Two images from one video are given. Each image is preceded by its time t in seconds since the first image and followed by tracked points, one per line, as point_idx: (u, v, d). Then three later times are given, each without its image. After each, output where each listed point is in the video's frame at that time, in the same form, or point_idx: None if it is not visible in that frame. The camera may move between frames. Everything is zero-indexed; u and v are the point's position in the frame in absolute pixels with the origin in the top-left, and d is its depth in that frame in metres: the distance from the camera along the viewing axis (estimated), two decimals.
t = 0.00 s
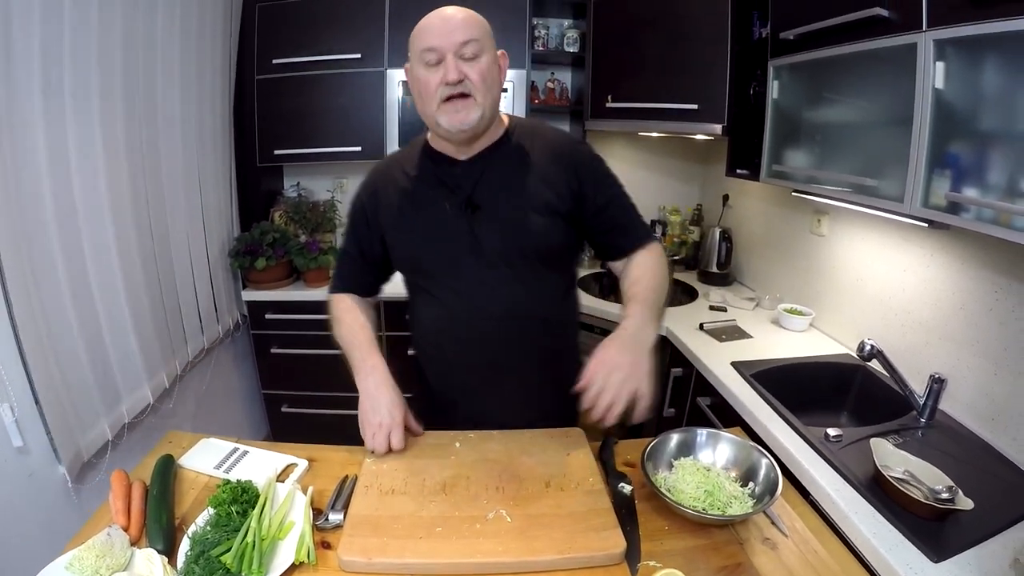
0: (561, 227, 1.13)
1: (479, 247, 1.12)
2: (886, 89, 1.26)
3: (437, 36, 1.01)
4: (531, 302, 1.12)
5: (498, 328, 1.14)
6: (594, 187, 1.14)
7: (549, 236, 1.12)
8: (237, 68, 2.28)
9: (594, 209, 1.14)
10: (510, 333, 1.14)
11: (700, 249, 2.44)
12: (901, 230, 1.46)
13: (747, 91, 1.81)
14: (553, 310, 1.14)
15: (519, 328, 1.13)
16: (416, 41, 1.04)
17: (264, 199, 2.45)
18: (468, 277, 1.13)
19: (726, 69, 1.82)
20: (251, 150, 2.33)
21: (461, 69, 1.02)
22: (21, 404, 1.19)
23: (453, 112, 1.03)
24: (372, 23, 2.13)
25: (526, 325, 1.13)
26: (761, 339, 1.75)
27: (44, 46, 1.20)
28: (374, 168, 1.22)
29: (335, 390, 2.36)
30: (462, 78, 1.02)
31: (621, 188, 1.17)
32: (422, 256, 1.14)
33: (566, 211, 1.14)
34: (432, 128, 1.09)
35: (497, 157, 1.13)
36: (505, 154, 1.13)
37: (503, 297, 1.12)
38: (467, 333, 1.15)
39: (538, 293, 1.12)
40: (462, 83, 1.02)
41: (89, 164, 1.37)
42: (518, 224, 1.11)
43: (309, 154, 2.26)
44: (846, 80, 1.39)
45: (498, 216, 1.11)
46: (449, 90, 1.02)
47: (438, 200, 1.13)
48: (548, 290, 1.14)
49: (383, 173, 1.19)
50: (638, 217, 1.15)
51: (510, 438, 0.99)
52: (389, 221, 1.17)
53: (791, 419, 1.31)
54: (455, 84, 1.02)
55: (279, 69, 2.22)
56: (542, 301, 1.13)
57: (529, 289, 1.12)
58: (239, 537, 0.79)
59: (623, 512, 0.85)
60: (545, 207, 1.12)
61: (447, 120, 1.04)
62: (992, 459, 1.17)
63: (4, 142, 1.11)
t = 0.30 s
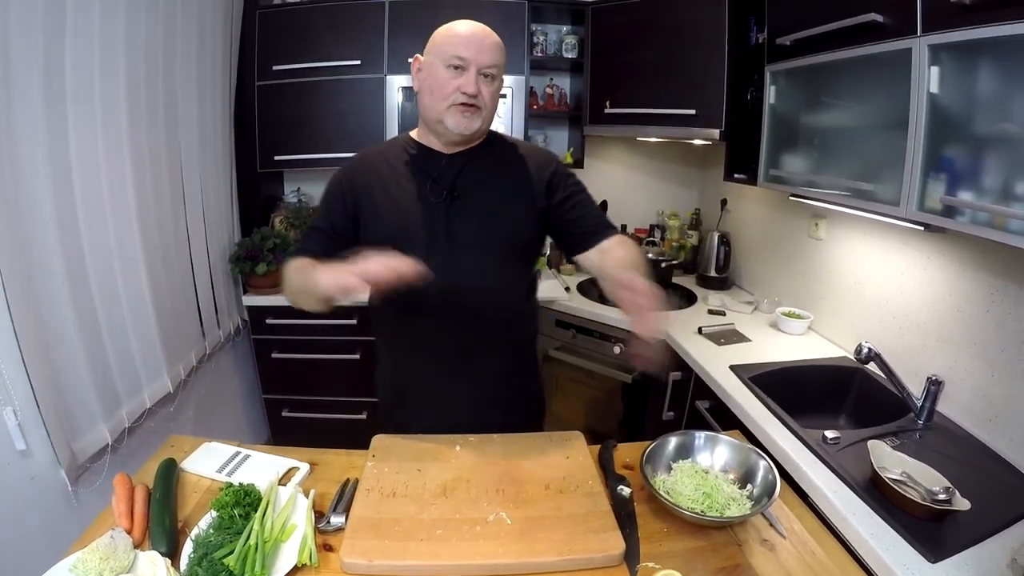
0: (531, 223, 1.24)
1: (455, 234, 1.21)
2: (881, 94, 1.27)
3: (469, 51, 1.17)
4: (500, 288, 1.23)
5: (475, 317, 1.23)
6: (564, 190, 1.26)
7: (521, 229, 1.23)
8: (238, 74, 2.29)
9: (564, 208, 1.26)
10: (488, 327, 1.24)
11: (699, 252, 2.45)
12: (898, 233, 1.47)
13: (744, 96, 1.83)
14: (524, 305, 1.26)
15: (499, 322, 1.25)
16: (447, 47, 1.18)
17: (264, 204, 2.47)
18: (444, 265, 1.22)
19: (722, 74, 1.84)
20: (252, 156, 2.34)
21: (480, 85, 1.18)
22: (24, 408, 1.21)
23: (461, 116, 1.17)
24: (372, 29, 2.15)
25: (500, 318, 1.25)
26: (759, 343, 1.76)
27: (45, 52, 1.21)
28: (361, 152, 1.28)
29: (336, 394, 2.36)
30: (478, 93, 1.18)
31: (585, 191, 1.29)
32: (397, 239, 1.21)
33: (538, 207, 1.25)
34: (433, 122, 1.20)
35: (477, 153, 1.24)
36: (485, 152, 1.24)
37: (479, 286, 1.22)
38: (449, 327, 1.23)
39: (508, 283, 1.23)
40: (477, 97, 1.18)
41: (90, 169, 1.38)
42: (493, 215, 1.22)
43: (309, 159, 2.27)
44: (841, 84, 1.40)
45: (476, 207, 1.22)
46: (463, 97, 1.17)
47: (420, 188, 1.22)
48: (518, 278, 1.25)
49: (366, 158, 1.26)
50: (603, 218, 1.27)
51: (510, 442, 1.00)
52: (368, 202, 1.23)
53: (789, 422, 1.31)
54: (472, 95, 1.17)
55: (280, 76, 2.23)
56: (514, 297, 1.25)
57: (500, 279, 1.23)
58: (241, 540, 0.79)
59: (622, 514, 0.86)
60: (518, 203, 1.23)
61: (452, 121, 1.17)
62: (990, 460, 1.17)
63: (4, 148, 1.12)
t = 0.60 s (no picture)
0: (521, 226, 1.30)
1: (456, 231, 1.24)
2: (884, 91, 1.27)
3: (494, 63, 1.18)
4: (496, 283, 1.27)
5: (477, 313, 1.26)
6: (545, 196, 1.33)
7: (514, 231, 1.29)
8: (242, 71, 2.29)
9: (548, 215, 1.33)
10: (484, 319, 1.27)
11: (703, 249, 2.45)
12: (901, 230, 1.47)
13: (748, 93, 1.83)
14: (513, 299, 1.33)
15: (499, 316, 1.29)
16: (472, 53, 1.18)
17: (268, 201, 2.47)
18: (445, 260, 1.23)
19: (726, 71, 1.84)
20: (256, 153, 2.34)
21: (498, 99, 1.20)
22: (30, 403, 1.22)
23: (475, 125, 1.19)
24: (375, 27, 2.15)
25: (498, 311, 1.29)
26: (763, 339, 1.76)
27: (45, 49, 1.21)
28: (358, 142, 1.26)
29: (339, 391, 2.37)
30: (495, 106, 1.20)
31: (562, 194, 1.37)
32: (398, 233, 1.22)
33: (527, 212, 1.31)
34: (444, 125, 1.20)
35: (475, 154, 1.27)
36: (483, 154, 1.28)
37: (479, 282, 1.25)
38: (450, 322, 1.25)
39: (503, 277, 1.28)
40: (492, 110, 1.20)
41: (92, 167, 1.38)
42: (491, 216, 1.26)
43: (313, 156, 2.28)
44: (845, 81, 1.40)
45: (476, 206, 1.25)
46: (481, 107, 1.18)
47: (423, 185, 1.23)
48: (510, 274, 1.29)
49: (362, 149, 1.24)
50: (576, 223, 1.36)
51: (515, 437, 1.00)
52: (366, 194, 1.21)
53: (793, 419, 1.31)
54: (489, 107, 1.19)
55: (283, 73, 2.23)
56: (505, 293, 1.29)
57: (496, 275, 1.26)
58: (246, 536, 0.79)
59: (626, 510, 0.86)
60: (514, 205, 1.28)
61: (464, 128, 1.19)
62: (994, 457, 1.17)
63: (6, 147, 1.12)
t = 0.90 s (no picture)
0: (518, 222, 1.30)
1: (452, 227, 1.23)
2: (888, 88, 1.26)
3: (481, 52, 1.18)
4: (493, 279, 1.26)
5: (478, 308, 1.25)
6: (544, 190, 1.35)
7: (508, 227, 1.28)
8: (243, 66, 2.28)
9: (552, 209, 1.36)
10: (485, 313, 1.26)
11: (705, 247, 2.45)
12: (905, 228, 1.47)
13: (751, 90, 1.83)
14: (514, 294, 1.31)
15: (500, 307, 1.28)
16: (459, 43, 1.17)
17: (269, 196, 2.46)
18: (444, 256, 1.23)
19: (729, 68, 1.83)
20: (257, 148, 2.33)
21: (488, 87, 1.20)
22: (32, 398, 1.22)
23: (468, 114, 1.18)
24: (377, 22, 2.14)
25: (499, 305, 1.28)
26: (766, 337, 1.76)
27: (44, 44, 1.20)
28: (351, 137, 1.26)
29: (340, 387, 2.36)
30: (486, 95, 1.19)
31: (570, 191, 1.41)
32: (394, 229, 1.21)
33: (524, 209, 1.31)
34: (436, 116, 1.20)
35: (470, 146, 1.27)
36: (478, 148, 1.28)
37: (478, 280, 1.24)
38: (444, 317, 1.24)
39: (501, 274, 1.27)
40: (484, 99, 1.19)
41: (91, 162, 1.38)
42: (484, 211, 1.25)
43: (314, 152, 2.27)
44: (849, 78, 1.39)
45: (472, 201, 1.24)
46: (472, 96, 1.18)
47: (415, 180, 1.22)
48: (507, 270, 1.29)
49: (357, 144, 1.24)
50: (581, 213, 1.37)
51: (517, 433, 0.99)
52: (361, 189, 1.22)
53: (795, 417, 1.31)
54: (480, 96, 1.18)
55: (285, 68, 2.22)
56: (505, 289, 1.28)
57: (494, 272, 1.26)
58: (246, 532, 0.79)
59: (628, 507, 0.86)
60: (510, 200, 1.28)
61: (457, 118, 1.18)
62: (996, 456, 1.17)
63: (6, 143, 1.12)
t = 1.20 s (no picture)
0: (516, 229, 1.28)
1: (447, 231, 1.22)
2: (885, 85, 1.26)
3: (481, 59, 1.16)
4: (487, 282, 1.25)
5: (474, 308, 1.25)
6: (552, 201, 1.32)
7: (507, 231, 1.26)
8: (238, 67, 2.28)
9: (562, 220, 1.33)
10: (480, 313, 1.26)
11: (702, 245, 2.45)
12: (902, 225, 1.46)
13: (748, 88, 1.82)
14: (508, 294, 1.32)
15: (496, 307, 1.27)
16: (459, 49, 1.16)
17: (266, 197, 2.46)
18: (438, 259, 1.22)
19: (725, 66, 1.83)
20: (253, 149, 2.33)
21: (487, 95, 1.18)
22: (29, 400, 1.21)
23: (463, 123, 1.18)
24: (373, 22, 2.13)
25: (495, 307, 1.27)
26: (763, 335, 1.75)
27: (37, 45, 1.19)
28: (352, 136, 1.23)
29: (337, 388, 2.36)
30: (484, 103, 1.18)
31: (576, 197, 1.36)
32: (386, 230, 1.19)
33: (527, 217, 1.29)
34: (433, 123, 1.20)
35: (470, 150, 1.26)
36: (479, 153, 1.26)
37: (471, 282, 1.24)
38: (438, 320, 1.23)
39: (497, 275, 1.27)
40: (482, 107, 1.18)
41: (85, 164, 1.37)
42: (484, 215, 1.24)
43: (311, 153, 2.26)
44: (845, 76, 1.39)
45: (469, 206, 1.23)
46: (469, 105, 1.17)
47: (415, 183, 1.20)
48: (503, 274, 1.28)
49: (360, 141, 1.21)
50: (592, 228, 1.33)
51: (514, 434, 0.99)
52: (366, 191, 1.19)
53: (793, 415, 1.31)
54: (478, 104, 1.17)
55: (281, 69, 2.22)
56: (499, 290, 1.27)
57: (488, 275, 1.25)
58: (243, 535, 0.79)
59: (626, 508, 0.85)
60: (509, 206, 1.26)
61: (452, 127, 1.18)
62: (994, 453, 1.17)
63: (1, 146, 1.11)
